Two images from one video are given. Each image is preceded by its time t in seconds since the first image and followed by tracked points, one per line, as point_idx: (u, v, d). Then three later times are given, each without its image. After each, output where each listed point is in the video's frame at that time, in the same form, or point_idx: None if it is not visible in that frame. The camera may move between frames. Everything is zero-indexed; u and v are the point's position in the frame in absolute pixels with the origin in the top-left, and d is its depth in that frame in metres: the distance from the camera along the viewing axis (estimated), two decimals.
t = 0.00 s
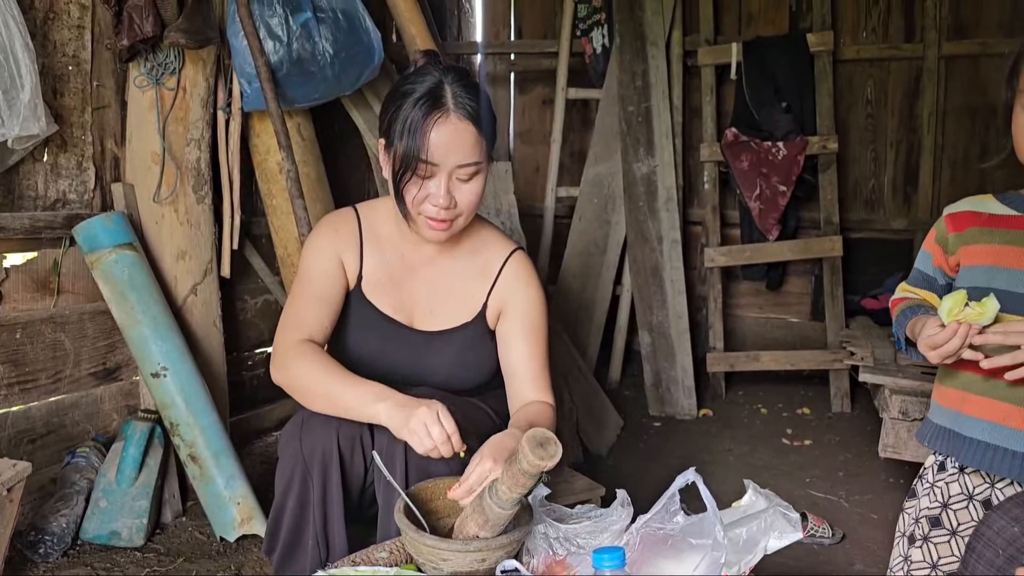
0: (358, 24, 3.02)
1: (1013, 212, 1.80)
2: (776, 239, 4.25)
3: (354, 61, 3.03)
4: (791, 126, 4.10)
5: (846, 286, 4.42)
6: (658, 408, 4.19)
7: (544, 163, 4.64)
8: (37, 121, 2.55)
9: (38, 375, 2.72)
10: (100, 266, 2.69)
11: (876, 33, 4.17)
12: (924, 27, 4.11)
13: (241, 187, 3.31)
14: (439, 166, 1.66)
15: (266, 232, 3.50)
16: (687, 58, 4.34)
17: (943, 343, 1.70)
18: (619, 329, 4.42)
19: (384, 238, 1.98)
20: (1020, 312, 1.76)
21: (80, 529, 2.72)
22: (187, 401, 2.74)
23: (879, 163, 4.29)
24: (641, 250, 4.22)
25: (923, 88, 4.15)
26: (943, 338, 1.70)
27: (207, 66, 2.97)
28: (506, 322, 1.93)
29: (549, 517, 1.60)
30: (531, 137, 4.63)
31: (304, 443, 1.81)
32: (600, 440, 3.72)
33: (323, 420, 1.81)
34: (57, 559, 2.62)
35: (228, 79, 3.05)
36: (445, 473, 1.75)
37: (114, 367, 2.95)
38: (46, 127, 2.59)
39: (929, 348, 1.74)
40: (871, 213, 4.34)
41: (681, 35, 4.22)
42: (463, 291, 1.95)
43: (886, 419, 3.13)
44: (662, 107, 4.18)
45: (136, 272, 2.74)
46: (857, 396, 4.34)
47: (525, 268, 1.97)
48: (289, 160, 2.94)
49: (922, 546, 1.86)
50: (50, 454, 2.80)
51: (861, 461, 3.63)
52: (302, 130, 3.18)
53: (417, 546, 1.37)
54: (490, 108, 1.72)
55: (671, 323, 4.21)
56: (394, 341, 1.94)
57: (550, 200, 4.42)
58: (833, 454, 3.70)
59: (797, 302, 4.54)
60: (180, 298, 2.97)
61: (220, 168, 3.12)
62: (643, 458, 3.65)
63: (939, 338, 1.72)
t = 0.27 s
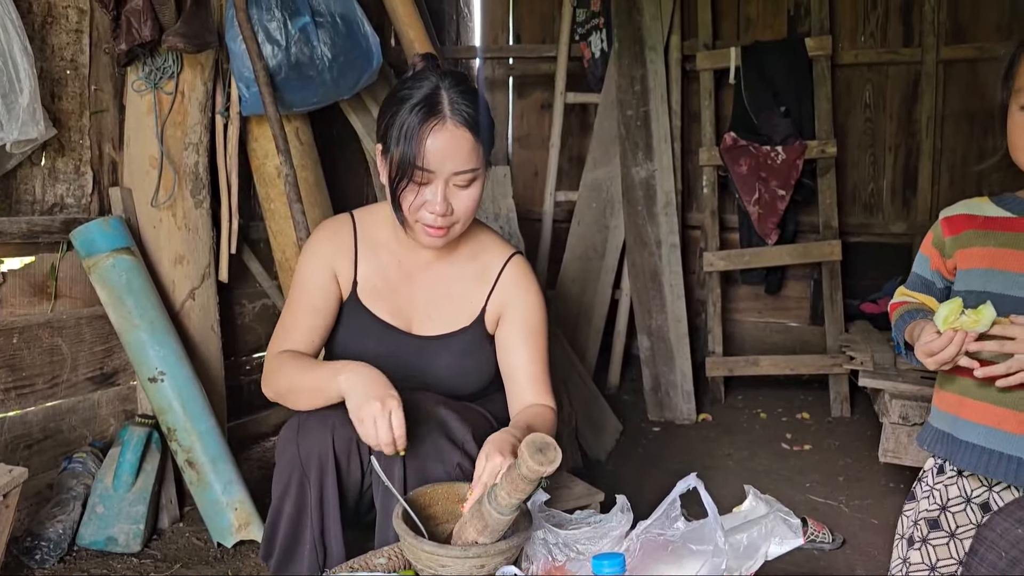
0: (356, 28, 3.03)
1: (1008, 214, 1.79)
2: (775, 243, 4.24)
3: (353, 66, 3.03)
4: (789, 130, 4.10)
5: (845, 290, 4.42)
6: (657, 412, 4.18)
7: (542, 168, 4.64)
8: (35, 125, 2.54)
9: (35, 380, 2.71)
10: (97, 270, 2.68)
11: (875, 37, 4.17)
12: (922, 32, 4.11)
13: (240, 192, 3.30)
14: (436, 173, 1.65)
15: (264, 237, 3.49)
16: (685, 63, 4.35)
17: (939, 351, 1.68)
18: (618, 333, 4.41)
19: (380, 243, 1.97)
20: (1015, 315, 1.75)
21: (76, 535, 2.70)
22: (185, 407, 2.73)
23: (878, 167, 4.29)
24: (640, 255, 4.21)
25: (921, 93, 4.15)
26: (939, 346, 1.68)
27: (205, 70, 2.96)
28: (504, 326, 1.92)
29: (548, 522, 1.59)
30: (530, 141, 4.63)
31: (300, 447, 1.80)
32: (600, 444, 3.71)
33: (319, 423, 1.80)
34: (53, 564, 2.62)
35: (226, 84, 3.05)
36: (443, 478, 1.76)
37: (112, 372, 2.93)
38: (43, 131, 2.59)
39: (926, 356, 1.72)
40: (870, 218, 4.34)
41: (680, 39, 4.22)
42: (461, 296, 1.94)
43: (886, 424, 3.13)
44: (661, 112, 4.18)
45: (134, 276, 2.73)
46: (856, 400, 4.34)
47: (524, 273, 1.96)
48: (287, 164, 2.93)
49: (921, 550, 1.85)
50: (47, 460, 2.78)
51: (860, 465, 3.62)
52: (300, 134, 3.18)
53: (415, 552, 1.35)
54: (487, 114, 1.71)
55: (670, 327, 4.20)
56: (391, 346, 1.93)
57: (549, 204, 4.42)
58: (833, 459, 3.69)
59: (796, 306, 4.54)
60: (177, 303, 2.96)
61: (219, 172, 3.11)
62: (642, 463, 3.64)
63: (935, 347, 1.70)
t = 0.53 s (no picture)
0: (356, 35, 3.03)
1: (1000, 226, 1.79)
2: (775, 249, 4.24)
3: (353, 73, 3.04)
4: (789, 136, 4.09)
5: (845, 297, 4.42)
6: (658, 419, 4.18)
7: (543, 174, 4.64)
8: (35, 132, 2.54)
9: (34, 388, 2.71)
10: (97, 278, 2.68)
11: (874, 44, 4.18)
12: (922, 38, 4.12)
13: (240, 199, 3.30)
14: (434, 180, 1.65)
15: (264, 244, 3.49)
16: (685, 69, 4.35)
17: (931, 366, 1.68)
18: (618, 339, 4.41)
19: (379, 250, 1.97)
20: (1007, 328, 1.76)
21: (76, 543, 2.70)
22: (185, 414, 2.73)
23: (878, 174, 4.29)
24: (640, 261, 4.21)
25: (921, 99, 4.15)
26: (932, 362, 1.68)
27: (205, 78, 2.97)
28: (502, 334, 1.92)
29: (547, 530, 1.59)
30: (530, 148, 4.63)
31: (294, 454, 1.79)
32: (600, 451, 3.71)
33: (313, 430, 1.79)
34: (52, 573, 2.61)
35: (227, 91, 3.05)
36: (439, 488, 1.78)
37: (111, 379, 2.93)
38: (43, 139, 2.59)
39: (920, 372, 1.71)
40: (870, 224, 4.34)
41: (679, 46, 4.23)
42: (459, 304, 1.94)
43: (887, 430, 3.12)
44: (661, 118, 4.19)
45: (134, 284, 2.73)
46: (857, 407, 4.33)
47: (522, 280, 1.96)
48: (287, 172, 2.93)
49: (920, 556, 1.84)
50: (47, 467, 2.78)
51: (861, 472, 3.61)
52: (300, 141, 3.18)
53: (415, 561, 1.35)
54: (485, 122, 1.72)
55: (670, 333, 4.20)
56: (388, 353, 1.94)
57: (549, 211, 4.42)
58: (834, 465, 3.68)
59: (797, 312, 4.54)
60: (177, 310, 2.96)
61: (219, 180, 3.11)
62: (642, 470, 3.64)
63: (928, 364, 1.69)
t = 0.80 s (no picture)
0: (359, 43, 3.04)
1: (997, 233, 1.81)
2: (777, 254, 4.26)
3: (356, 80, 3.05)
4: (791, 143, 4.06)
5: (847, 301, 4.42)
6: (660, 423, 4.19)
7: (545, 179, 4.65)
8: (40, 140, 2.56)
9: (40, 394, 2.72)
10: (101, 284, 2.70)
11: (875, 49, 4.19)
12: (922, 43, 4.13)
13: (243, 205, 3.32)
14: (434, 184, 1.66)
15: (268, 250, 3.51)
16: (686, 75, 4.37)
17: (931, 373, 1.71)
18: (620, 344, 4.42)
19: (383, 255, 1.99)
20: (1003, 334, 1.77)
21: (81, 548, 2.70)
22: (189, 420, 2.74)
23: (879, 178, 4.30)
24: (642, 266, 4.22)
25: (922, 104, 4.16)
26: (930, 369, 1.72)
27: (209, 85, 2.99)
28: (506, 337, 1.95)
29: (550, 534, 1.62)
30: (532, 153, 4.64)
31: (300, 461, 1.82)
32: (603, 456, 3.71)
33: (321, 437, 1.81)
34: None
35: (230, 98, 3.07)
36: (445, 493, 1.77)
37: (116, 385, 2.95)
38: (49, 146, 2.61)
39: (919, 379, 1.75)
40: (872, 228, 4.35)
41: (681, 52, 4.24)
42: (462, 308, 1.97)
43: (889, 434, 3.13)
44: (663, 123, 4.20)
45: (138, 290, 2.74)
46: (859, 411, 4.33)
47: (525, 284, 1.99)
48: (291, 178, 2.95)
49: (918, 559, 1.85)
50: (52, 473, 2.79)
51: (863, 476, 3.61)
52: (303, 148, 3.20)
53: (419, 565, 1.36)
54: (483, 126, 1.73)
55: (672, 338, 4.21)
56: (393, 357, 1.94)
57: (551, 217, 4.43)
58: (836, 469, 3.68)
59: (799, 316, 4.54)
60: (181, 317, 2.98)
61: (222, 186, 3.13)
62: (645, 474, 3.64)
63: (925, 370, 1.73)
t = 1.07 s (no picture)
0: (359, 51, 2.99)
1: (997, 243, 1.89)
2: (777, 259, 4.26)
3: (358, 87, 3.01)
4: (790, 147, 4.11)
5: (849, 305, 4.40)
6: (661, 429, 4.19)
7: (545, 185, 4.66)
8: (40, 149, 2.57)
9: (40, 402, 2.73)
10: (101, 292, 2.70)
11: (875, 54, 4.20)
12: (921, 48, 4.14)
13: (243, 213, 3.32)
14: (434, 194, 1.68)
15: (267, 257, 3.51)
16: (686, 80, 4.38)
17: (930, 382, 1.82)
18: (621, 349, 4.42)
19: (383, 264, 1.99)
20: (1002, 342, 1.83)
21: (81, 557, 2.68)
22: (188, 428, 2.74)
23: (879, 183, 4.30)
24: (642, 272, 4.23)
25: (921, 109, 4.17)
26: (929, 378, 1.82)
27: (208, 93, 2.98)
28: (509, 343, 1.98)
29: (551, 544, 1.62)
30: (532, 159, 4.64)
31: (303, 468, 1.82)
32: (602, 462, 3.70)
33: (324, 448, 1.81)
34: None
35: (230, 105, 3.08)
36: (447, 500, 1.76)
37: (115, 393, 2.95)
38: (49, 155, 2.62)
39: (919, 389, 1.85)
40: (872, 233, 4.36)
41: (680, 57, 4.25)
42: (464, 315, 1.97)
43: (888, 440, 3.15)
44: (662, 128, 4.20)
45: (138, 298, 2.73)
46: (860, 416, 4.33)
47: (525, 290, 1.99)
48: (291, 186, 2.96)
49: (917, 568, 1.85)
50: (52, 481, 2.80)
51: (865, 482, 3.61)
52: (302, 155, 3.20)
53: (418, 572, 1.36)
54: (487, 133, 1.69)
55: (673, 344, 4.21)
56: (396, 366, 1.95)
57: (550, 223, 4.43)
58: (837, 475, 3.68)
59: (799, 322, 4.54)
60: (180, 324, 2.97)
61: (222, 194, 3.14)
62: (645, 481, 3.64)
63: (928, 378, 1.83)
